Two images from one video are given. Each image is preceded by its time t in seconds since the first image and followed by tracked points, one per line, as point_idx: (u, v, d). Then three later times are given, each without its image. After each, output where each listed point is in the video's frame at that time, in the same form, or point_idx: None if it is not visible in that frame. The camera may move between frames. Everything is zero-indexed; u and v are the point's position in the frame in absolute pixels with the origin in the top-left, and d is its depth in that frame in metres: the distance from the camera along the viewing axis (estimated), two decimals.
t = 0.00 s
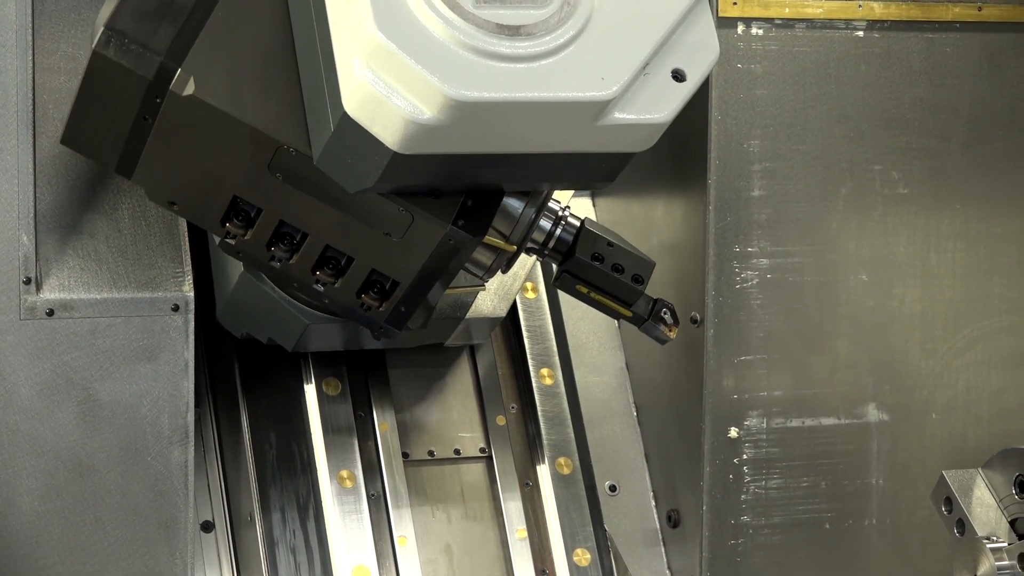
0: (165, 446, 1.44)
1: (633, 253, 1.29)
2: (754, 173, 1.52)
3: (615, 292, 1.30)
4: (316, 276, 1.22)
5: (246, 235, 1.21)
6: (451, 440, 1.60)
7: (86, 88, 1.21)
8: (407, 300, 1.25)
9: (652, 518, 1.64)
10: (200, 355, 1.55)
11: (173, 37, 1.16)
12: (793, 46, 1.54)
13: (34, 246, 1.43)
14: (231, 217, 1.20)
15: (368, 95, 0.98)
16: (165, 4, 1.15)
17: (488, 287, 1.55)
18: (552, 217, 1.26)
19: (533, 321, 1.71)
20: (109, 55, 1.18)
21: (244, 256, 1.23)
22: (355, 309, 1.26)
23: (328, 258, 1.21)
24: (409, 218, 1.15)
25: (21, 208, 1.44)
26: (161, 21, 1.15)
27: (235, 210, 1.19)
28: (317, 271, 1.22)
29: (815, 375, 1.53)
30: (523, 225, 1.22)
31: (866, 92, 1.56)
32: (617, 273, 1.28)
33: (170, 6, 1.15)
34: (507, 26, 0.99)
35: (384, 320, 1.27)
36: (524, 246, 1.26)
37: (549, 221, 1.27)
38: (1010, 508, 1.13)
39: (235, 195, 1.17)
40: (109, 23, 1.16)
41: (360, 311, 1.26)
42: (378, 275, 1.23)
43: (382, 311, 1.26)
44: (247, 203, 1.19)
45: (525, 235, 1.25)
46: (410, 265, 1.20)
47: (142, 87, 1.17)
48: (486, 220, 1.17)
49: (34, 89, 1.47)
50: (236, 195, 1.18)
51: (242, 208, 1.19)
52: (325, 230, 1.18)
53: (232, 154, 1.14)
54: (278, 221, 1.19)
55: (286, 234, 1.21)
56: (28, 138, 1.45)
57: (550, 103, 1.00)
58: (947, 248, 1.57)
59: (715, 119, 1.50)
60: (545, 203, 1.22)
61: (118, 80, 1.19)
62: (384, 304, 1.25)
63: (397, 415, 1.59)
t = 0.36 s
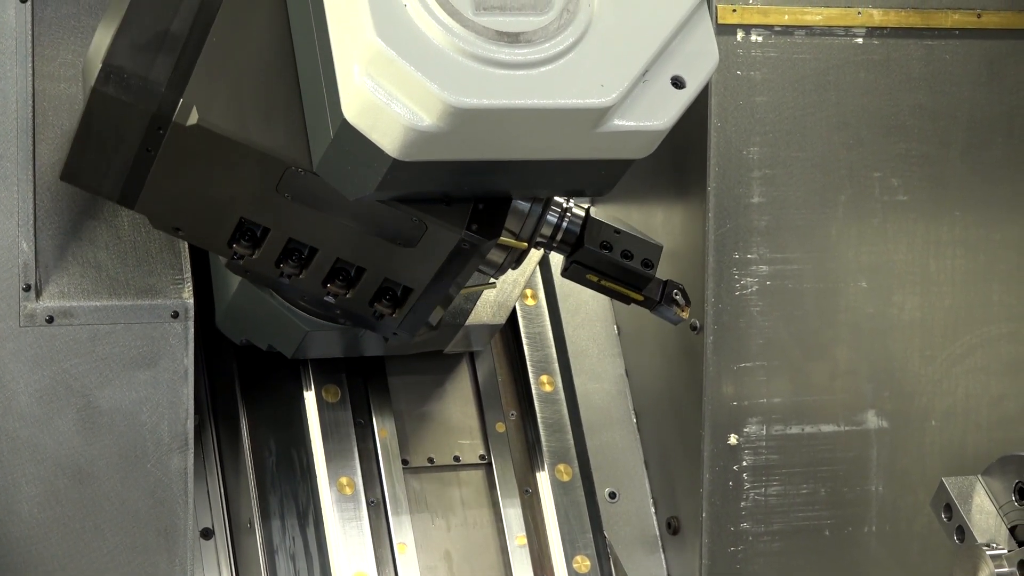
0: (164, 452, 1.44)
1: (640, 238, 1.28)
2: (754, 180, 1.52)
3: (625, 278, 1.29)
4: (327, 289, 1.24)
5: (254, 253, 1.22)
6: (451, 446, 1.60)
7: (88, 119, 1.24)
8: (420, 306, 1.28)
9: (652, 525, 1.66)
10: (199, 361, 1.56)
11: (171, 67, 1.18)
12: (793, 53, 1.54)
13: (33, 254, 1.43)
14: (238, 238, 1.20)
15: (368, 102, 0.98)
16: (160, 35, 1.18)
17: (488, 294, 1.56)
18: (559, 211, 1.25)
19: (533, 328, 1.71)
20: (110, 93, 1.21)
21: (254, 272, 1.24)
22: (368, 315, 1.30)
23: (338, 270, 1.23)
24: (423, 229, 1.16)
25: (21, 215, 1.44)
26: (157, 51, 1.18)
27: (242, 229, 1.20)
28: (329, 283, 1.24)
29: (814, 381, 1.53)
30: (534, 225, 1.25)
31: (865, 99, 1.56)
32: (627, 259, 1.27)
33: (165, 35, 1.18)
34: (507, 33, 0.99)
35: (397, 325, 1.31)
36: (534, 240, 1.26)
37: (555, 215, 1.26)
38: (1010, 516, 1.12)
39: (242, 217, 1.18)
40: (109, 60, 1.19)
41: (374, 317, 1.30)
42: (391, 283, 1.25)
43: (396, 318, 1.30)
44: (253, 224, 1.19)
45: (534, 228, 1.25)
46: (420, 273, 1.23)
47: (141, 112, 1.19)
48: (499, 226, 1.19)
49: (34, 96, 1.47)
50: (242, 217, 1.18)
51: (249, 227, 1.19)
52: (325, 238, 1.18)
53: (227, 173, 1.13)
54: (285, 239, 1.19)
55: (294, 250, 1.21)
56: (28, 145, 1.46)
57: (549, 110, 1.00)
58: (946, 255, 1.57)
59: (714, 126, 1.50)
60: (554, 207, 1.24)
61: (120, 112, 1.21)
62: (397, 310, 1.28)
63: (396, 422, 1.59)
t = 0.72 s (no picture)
0: (164, 463, 1.44)
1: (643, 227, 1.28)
2: (754, 191, 1.53)
3: (632, 267, 1.29)
4: (339, 304, 1.26)
5: (263, 276, 1.21)
6: (451, 457, 1.60)
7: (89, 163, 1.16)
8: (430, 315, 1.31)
9: (651, 537, 1.64)
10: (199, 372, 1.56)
11: (173, 101, 1.12)
12: (792, 64, 1.55)
13: (33, 265, 1.44)
14: (246, 263, 1.19)
15: (367, 113, 0.98)
16: (157, 71, 1.14)
17: (487, 304, 1.56)
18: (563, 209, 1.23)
19: (532, 339, 1.71)
20: (111, 136, 1.14)
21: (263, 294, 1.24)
22: (379, 326, 1.32)
23: (349, 286, 1.25)
24: (436, 239, 1.17)
25: (20, 226, 1.44)
26: (157, 87, 1.13)
27: (250, 255, 1.19)
28: (340, 298, 1.25)
29: (814, 393, 1.53)
30: (543, 225, 1.23)
31: (865, 110, 1.56)
32: (636, 247, 1.27)
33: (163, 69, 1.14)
34: (507, 44, 0.99)
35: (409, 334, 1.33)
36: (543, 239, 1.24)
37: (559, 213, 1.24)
38: (1011, 527, 1.16)
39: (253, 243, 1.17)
40: (109, 102, 1.12)
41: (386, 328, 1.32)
42: (401, 294, 1.27)
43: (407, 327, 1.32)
44: (262, 248, 1.18)
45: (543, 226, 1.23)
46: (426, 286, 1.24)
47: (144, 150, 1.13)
48: (511, 232, 1.19)
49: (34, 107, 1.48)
50: (252, 243, 1.17)
51: (257, 251, 1.18)
52: (325, 251, 1.18)
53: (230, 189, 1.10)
54: (296, 260, 1.19)
55: (303, 270, 1.22)
56: (28, 155, 1.46)
57: (549, 122, 1.00)
58: (946, 266, 1.57)
59: (714, 137, 1.51)
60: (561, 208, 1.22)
61: (122, 154, 1.15)
62: (409, 320, 1.30)
63: (396, 433, 1.59)
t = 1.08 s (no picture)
0: (164, 472, 1.44)
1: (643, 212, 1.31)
2: (754, 199, 1.53)
3: (641, 251, 1.32)
4: (352, 314, 1.28)
5: (274, 294, 1.23)
6: (452, 465, 1.60)
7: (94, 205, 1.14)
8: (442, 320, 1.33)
9: (652, 545, 1.64)
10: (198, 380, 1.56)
11: (178, 136, 1.10)
12: (793, 72, 1.55)
13: (33, 273, 1.44)
14: (256, 284, 1.21)
15: (368, 121, 0.99)
16: (157, 104, 1.12)
17: (487, 312, 1.56)
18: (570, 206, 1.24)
19: (532, 347, 1.71)
20: (115, 177, 1.10)
21: (277, 310, 1.27)
22: (393, 332, 1.33)
23: (360, 297, 1.26)
24: (450, 246, 1.18)
25: (20, 234, 1.45)
26: (160, 122, 1.11)
27: (260, 275, 1.20)
28: (352, 308, 1.27)
29: (814, 400, 1.53)
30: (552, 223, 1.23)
31: (865, 118, 1.56)
32: (644, 232, 1.30)
33: (162, 103, 1.12)
34: (507, 53, 0.99)
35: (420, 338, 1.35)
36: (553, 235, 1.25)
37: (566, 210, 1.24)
38: (1010, 535, 1.15)
39: (263, 265, 1.18)
40: (114, 141, 1.09)
41: (399, 334, 1.34)
42: (414, 300, 1.29)
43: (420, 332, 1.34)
44: (271, 269, 1.19)
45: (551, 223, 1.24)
46: (434, 293, 1.26)
47: (146, 188, 1.10)
48: (521, 236, 1.20)
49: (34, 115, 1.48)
50: (262, 265, 1.18)
51: (267, 272, 1.20)
52: (325, 263, 1.18)
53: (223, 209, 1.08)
54: (306, 277, 1.20)
55: (313, 286, 1.23)
56: (28, 164, 1.47)
57: (549, 130, 1.00)
58: (946, 274, 1.57)
59: (714, 145, 1.51)
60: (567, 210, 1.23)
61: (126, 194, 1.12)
62: (422, 324, 1.32)
63: (397, 441, 1.59)
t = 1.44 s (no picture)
0: (164, 480, 1.43)
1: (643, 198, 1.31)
2: (754, 208, 1.53)
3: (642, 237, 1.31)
4: (364, 325, 1.29)
5: (287, 312, 1.24)
6: (452, 474, 1.60)
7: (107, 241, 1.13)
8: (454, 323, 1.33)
9: (652, 554, 1.63)
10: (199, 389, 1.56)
11: (187, 171, 1.08)
12: (793, 81, 1.55)
13: (33, 282, 1.44)
14: (268, 305, 1.23)
15: (368, 130, 0.99)
16: (161, 139, 1.09)
17: (485, 322, 1.56)
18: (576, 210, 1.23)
19: (532, 355, 1.72)
20: (125, 217, 1.09)
21: (291, 326, 1.29)
22: (404, 338, 1.34)
23: (372, 309, 1.27)
24: (463, 254, 1.18)
25: (21, 243, 1.45)
26: (166, 158, 1.08)
27: (272, 296, 1.22)
28: (364, 319, 1.28)
29: (815, 409, 1.53)
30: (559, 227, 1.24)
31: (865, 127, 1.56)
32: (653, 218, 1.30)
33: (166, 136, 1.09)
34: (507, 61, 0.99)
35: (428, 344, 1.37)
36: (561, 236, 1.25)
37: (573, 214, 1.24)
38: (1011, 543, 1.20)
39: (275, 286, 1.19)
40: (123, 182, 1.07)
41: (410, 339, 1.35)
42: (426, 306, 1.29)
43: (433, 337, 1.35)
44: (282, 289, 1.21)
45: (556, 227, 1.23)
46: (444, 299, 1.26)
47: (155, 223, 1.09)
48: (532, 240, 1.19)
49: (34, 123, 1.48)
50: (274, 287, 1.20)
51: (278, 293, 1.22)
52: (325, 275, 1.18)
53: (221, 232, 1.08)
54: (317, 294, 1.22)
55: (323, 302, 1.25)
56: (29, 173, 1.47)
57: (551, 140, 1.00)
58: (947, 283, 1.57)
59: (714, 155, 1.51)
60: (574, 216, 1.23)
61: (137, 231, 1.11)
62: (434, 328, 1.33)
63: (397, 450, 1.59)
